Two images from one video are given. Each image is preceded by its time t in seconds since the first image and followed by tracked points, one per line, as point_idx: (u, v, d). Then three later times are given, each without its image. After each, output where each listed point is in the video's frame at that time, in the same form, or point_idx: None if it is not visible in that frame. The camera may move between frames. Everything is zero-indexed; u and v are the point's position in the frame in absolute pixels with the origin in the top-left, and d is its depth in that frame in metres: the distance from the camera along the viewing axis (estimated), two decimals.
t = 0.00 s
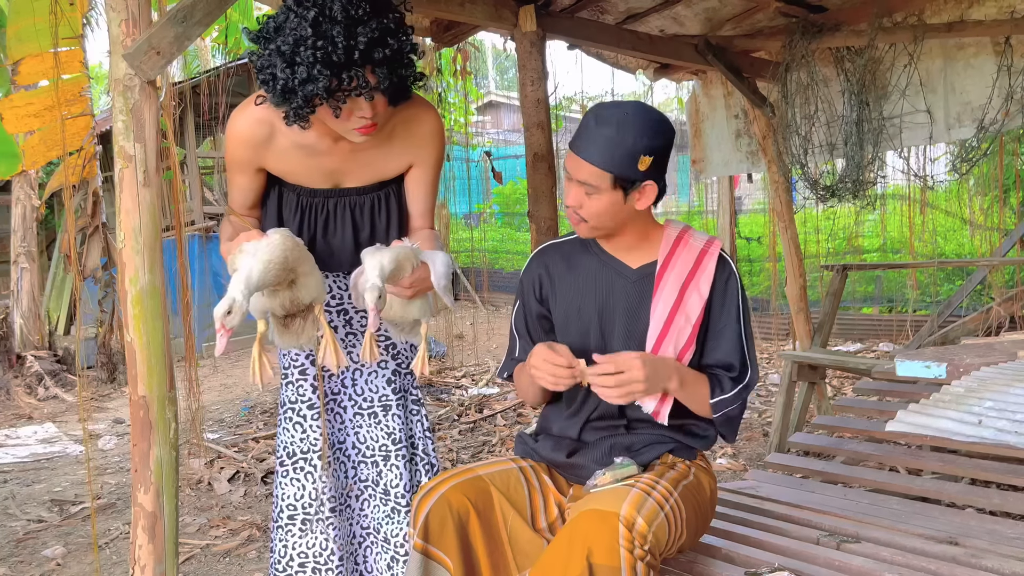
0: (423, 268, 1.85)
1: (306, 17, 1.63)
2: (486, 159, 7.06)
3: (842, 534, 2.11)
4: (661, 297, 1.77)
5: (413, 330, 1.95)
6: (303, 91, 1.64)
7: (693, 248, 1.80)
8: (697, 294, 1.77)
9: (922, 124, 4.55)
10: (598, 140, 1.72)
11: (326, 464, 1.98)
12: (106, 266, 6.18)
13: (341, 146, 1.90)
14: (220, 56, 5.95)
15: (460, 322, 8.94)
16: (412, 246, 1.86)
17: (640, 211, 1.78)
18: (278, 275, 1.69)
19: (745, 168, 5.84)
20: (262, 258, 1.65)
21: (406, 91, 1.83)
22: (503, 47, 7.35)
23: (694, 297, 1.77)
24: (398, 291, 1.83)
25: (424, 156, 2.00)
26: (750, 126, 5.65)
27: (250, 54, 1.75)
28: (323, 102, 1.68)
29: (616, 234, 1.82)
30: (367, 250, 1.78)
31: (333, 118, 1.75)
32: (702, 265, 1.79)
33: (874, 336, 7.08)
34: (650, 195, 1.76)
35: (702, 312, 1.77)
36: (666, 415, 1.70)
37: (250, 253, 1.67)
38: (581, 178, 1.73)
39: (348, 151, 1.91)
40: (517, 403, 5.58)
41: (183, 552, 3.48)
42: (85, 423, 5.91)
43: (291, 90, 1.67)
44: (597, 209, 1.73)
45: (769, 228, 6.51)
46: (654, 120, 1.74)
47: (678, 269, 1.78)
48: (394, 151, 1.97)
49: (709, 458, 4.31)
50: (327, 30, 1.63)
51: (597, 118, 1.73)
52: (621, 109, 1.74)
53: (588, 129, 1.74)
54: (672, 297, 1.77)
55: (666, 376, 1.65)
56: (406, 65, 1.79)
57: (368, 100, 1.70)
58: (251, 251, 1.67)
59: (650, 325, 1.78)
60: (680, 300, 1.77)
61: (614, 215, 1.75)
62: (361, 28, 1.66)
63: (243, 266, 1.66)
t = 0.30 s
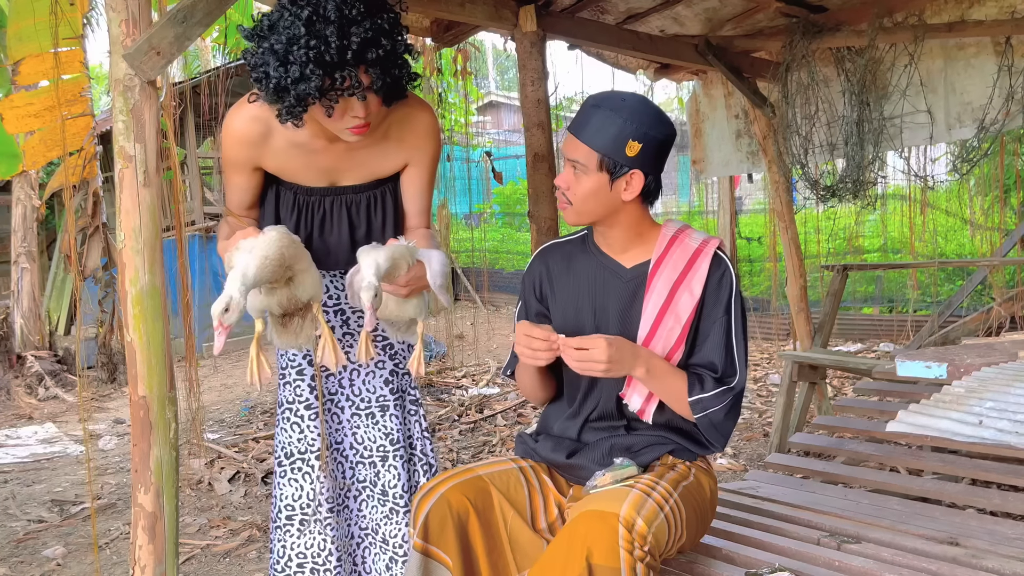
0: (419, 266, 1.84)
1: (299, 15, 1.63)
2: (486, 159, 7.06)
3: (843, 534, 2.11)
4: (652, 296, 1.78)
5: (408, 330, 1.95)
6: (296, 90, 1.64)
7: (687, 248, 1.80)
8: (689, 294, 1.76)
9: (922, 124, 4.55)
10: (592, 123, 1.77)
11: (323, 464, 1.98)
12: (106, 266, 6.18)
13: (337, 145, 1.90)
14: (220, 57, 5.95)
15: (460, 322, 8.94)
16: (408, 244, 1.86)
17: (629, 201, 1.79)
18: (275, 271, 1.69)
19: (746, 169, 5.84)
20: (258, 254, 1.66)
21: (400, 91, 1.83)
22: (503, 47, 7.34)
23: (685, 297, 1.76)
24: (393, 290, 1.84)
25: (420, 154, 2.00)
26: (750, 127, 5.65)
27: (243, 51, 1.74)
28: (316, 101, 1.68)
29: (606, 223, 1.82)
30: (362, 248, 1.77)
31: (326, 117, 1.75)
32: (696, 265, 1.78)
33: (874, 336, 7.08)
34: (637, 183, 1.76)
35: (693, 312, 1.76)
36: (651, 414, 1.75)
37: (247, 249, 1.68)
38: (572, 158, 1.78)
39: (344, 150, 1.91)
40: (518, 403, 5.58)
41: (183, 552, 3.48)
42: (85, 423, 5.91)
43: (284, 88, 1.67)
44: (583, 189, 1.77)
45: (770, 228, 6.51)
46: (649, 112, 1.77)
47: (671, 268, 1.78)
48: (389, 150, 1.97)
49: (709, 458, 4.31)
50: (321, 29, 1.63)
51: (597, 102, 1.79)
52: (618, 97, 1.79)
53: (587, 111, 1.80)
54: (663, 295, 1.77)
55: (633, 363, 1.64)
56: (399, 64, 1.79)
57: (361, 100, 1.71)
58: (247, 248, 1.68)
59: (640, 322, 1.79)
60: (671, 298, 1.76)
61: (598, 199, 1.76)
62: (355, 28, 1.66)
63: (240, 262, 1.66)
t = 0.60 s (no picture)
0: (416, 265, 1.85)
1: (298, 15, 1.63)
2: (487, 160, 7.07)
3: (843, 535, 2.11)
4: (648, 294, 1.78)
5: (406, 328, 1.95)
6: (301, 90, 1.63)
7: (681, 245, 1.80)
8: (684, 291, 1.76)
9: (923, 124, 4.54)
10: (588, 120, 1.77)
11: (322, 464, 1.98)
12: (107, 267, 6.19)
13: (333, 144, 1.90)
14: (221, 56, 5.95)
15: (461, 323, 8.94)
16: (403, 243, 1.86)
17: (623, 199, 1.79)
18: (274, 270, 1.69)
19: (747, 169, 5.83)
20: (257, 253, 1.66)
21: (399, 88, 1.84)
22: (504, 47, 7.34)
23: (681, 294, 1.76)
24: (390, 288, 1.85)
25: (416, 153, 2.00)
26: (752, 127, 5.64)
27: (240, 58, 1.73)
28: (321, 101, 1.67)
29: (600, 222, 1.82)
30: (359, 247, 1.77)
31: (329, 116, 1.74)
32: (691, 262, 1.78)
33: (875, 336, 7.08)
34: (632, 180, 1.77)
35: (689, 309, 1.76)
36: (650, 412, 1.76)
37: (245, 249, 1.68)
38: (567, 155, 1.78)
39: (340, 150, 1.92)
40: (518, 403, 5.58)
41: (184, 552, 3.48)
42: (86, 424, 5.92)
43: (288, 89, 1.66)
44: (578, 187, 1.77)
45: (770, 228, 6.51)
46: (644, 111, 1.77)
47: (666, 266, 1.78)
48: (385, 149, 1.97)
49: (710, 458, 4.31)
50: (321, 27, 1.64)
51: (592, 99, 1.79)
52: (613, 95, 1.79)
53: (583, 108, 1.79)
54: (659, 293, 1.77)
55: (627, 362, 1.64)
56: (398, 60, 1.80)
57: (365, 95, 1.72)
58: (246, 247, 1.68)
59: (638, 321, 1.79)
60: (667, 296, 1.76)
61: (592, 196, 1.76)
62: (354, 23, 1.67)
63: (239, 262, 1.66)
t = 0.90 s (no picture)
0: (416, 262, 1.85)
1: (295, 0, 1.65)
2: (489, 160, 7.07)
3: (845, 535, 2.11)
4: (646, 294, 1.78)
5: (407, 326, 1.95)
6: (307, 71, 1.63)
7: (679, 245, 1.80)
8: (683, 290, 1.76)
9: (925, 124, 4.54)
10: (583, 121, 1.78)
11: (322, 465, 1.98)
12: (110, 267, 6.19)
13: (334, 142, 1.90)
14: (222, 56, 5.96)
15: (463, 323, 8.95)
16: (405, 240, 1.86)
17: (620, 200, 1.79)
18: (276, 269, 1.69)
19: (748, 169, 5.83)
20: (258, 252, 1.66)
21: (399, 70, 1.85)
22: (505, 47, 7.35)
23: (679, 294, 1.76)
24: (391, 286, 1.85)
25: (416, 151, 2.01)
26: (753, 127, 5.64)
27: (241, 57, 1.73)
28: (328, 81, 1.67)
29: (598, 223, 1.82)
30: (361, 245, 1.78)
31: (337, 102, 1.73)
32: (689, 262, 1.78)
33: (877, 337, 7.08)
34: (627, 182, 1.77)
35: (688, 308, 1.76)
36: (649, 411, 1.76)
37: (246, 248, 1.68)
38: (563, 156, 1.79)
39: (341, 148, 1.92)
40: (519, 403, 5.58)
41: (186, 552, 3.49)
42: (89, 424, 5.93)
43: (294, 74, 1.65)
44: (575, 189, 1.76)
45: (772, 228, 6.51)
46: (639, 109, 1.77)
47: (664, 265, 1.78)
48: (385, 147, 1.98)
49: (712, 459, 4.31)
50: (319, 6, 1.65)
51: (587, 101, 1.79)
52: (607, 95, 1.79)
53: (578, 109, 1.80)
54: (657, 293, 1.77)
55: (623, 361, 1.64)
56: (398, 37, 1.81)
57: (370, 73, 1.71)
58: (247, 246, 1.69)
59: (636, 321, 1.79)
60: (666, 295, 1.76)
61: (590, 198, 1.76)
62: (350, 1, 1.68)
63: (240, 261, 1.67)
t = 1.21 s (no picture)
0: (421, 260, 1.86)
1: (301, 8, 1.63)
2: (491, 160, 7.07)
3: (847, 536, 2.11)
4: (648, 294, 1.78)
5: (409, 325, 1.96)
6: (303, 82, 1.64)
7: (680, 246, 1.80)
8: (684, 290, 1.76)
9: (927, 125, 4.54)
10: (582, 125, 1.77)
11: (322, 465, 1.98)
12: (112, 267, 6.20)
13: (335, 141, 1.90)
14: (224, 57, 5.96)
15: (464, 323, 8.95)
16: (409, 238, 1.87)
17: (624, 200, 1.80)
18: (283, 264, 1.69)
19: (750, 170, 5.82)
20: (266, 248, 1.66)
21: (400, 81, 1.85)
22: (507, 48, 7.35)
23: (681, 294, 1.76)
24: (397, 283, 1.86)
25: (418, 151, 2.01)
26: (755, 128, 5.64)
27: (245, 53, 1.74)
28: (324, 93, 1.68)
29: (602, 225, 1.82)
30: (365, 243, 1.78)
31: (332, 110, 1.75)
32: (690, 262, 1.78)
33: (879, 337, 7.08)
34: (631, 182, 1.78)
35: (689, 308, 1.76)
36: (650, 411, 1.77)
37: (253, 244, 1.68)
38: (564, 162, 1.78)
39: (343, 147, 1.92)
40: (521, 403, 5.58)
41: (188, 552, 3.49)
42: (91, 424, 5.93)
43: (291, 82, 1.66)
44: (580, 194, 1.77)
45: (774, 228, 6.50)
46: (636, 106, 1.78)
47: (666, 265, 1.78)
48: (387, 147, 1.98)
49: (713, 459, 4.31)
50: (324, 19, 1.63)
51: (584, 103, 1.79)
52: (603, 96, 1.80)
53: (574, 113, 1.80)
54: (658, 293, 1.77)
55: (624, 361, 1.64)
56: (401, 51, 1.80)
57: (368, 88, 1.71)
58: (255, 242, 1.69)
59: (638, 320, 1.79)
60: (667, 296, 1.77)
61: (594, 202, 1.77)
62: (357, 15, 1.66)
63: (248, 257, 1.67)
